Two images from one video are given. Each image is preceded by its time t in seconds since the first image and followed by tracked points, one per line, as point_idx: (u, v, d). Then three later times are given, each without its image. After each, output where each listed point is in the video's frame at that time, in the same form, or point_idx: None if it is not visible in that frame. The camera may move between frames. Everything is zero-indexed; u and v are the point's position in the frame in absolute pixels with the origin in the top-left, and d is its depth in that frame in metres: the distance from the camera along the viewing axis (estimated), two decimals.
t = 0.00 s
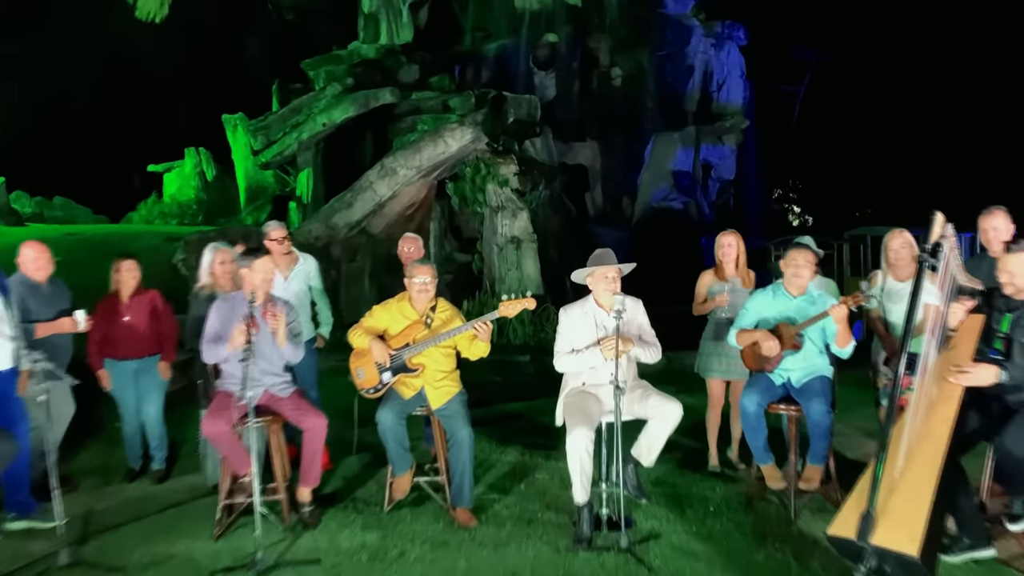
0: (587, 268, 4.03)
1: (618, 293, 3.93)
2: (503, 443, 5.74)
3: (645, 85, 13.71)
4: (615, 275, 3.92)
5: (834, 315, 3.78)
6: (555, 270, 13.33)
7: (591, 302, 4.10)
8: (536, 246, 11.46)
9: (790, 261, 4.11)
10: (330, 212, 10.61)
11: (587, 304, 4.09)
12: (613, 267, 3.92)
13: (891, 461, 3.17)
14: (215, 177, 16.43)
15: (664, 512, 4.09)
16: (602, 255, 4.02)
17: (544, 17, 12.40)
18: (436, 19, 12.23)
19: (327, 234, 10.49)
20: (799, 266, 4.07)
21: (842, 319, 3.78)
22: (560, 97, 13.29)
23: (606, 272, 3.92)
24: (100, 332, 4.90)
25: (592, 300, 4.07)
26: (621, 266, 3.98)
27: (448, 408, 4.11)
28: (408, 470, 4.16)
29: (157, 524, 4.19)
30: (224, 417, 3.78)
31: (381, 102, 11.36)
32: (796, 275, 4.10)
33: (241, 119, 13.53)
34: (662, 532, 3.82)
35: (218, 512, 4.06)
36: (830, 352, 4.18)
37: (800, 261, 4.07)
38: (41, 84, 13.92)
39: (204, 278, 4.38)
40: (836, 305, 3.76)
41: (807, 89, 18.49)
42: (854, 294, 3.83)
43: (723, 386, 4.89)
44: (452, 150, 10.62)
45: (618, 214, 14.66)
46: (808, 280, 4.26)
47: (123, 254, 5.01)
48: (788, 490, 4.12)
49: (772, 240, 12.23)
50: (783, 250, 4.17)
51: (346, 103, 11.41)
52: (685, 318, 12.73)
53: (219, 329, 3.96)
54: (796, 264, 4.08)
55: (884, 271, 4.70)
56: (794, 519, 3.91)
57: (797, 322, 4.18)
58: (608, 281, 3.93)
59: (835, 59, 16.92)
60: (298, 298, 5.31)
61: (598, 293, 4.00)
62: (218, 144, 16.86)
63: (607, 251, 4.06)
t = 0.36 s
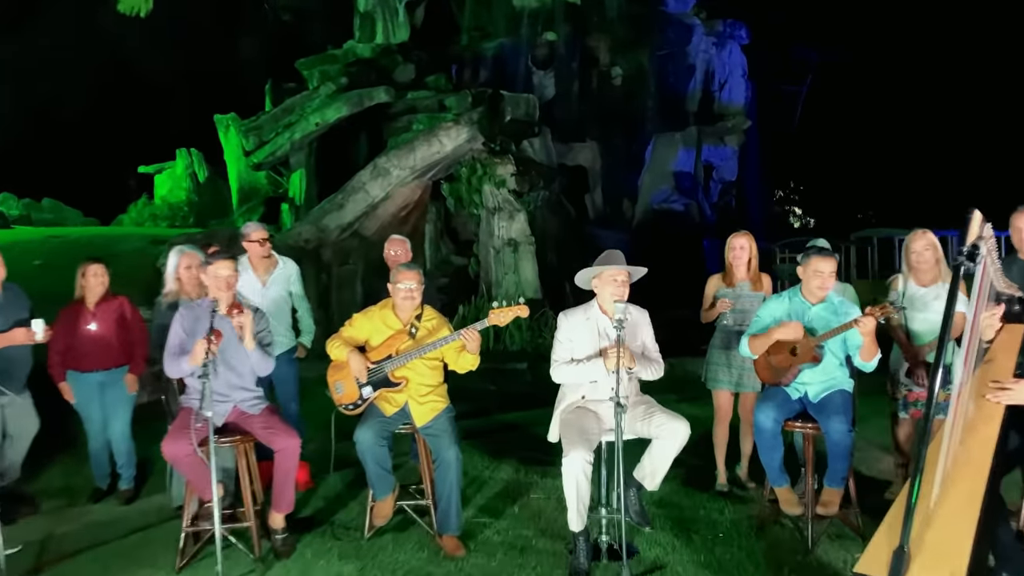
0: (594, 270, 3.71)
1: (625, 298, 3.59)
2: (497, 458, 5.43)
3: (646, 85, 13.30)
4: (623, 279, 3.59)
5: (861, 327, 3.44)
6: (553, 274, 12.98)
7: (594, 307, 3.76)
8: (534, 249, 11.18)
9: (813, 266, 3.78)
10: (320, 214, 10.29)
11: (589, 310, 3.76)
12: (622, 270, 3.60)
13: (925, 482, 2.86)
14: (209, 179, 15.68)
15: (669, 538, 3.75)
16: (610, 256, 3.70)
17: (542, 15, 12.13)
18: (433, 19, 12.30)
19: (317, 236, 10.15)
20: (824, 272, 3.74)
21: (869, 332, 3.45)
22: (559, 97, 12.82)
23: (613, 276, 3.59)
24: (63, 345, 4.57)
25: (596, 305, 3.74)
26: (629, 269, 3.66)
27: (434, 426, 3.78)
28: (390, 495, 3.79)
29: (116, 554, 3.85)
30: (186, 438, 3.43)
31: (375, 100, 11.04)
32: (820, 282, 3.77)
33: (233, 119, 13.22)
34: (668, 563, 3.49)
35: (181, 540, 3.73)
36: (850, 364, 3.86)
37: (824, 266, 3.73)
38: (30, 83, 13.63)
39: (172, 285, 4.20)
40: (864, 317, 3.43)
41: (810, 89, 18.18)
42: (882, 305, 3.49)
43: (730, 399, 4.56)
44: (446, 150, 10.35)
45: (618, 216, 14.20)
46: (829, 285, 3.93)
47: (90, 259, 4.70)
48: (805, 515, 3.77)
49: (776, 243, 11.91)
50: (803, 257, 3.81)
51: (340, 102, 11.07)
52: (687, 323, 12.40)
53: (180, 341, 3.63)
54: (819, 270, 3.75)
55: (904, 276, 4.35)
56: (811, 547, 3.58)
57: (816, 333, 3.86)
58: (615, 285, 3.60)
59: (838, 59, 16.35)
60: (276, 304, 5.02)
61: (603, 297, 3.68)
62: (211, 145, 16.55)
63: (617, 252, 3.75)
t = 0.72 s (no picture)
0: (598, 271, 3.43)
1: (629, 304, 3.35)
2: (490, 472, 5.14)
3: (644, 84, 12.75)
4: (628, 284, 3.36)
5: (878, 332, 3.15)
6: (550, 275, 12.61)
7: (593, 311, 3.46)
8: (530, 250, 10.84)
9: (817, 268, 3.49)
10: (310, 214, 9.96)
11: (589, 315, 3.45)
12: (627, 274, 3.36)
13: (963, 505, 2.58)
14: (199, 180, 15.35)
15: (672, 564, 3.45)
16: (618, 257, 3.47)
17: (540, 11, 11.81)
18: (430, 17, 11.70)
19: (307, 238, 9.77)
20: (829, 272, 3.45)
21: (888, 337, 3.15)
22: (557, 95, 12.23)
23: (618, 279, 3.35)
24: (23, 352, 4.25)
25: (596, 310, 3.44)
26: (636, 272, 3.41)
27: (415, 443, 3.46)
28: (367, 518, 3.49)
29: None
30: (137, 462, 3.12)
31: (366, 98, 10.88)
32: (830, 285, 3.47)
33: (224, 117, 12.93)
34: None
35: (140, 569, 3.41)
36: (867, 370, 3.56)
37: (828, 266, 3.44)
38: (17, 79, 13.27)
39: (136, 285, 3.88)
40: (882, 322, 3.13)
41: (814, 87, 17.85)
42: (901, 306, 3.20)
43: (738, 409, 4.26)
44: (440, 147, 10.08)
45: (618, 216, 13.63)
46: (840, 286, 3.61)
47: (53, 260, 4.36)
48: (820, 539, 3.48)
49: (779, 244, 11.60)
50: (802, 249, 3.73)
51: (332, 101, 10.86)
52: (688, 326, 12.09)
53: (136, 352, 3.34)
54: (824, 271, 3.46)
55: (919, 277, 3.94)
56: None
57: (828, 339, 3.54)
58: (620, 288, 3.35)
59: (839, 59, 16.28)
60: (251, 308, 4.74)
61: (606, 301, 3.40)
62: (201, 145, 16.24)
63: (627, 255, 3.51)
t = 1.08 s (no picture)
0: (593, 273, 3.16)
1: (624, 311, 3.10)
2: (478, 486, 4.85)
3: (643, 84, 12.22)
4: (625, 288, 3.10)
5: (882, 334, 2.88)
6: (546, 278, 12.20)
7: (584, 313, 3.20)
8: (525, 250, 10.68)
9: (804, 272, 3.17)
10: (298, 214, 9.65)
11: (580, 319, 3.18)
12: (624, 278, 3.11)
13: (993, 547, 2.29)
14: (190, 180, 14.89)
15: None
16: (615, 260, 3.21)
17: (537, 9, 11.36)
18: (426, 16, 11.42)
19: (295, 238, 9.51)
20: (815, 276, 3.13)
21: (892, 338, 2.88)
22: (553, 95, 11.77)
23: (614, 282, 3.09)
24: None
25: (588, 313, 3.17)
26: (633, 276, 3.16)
27: (390, 460, 3.20)
28: (339, 540, 3.20)
29: None
30: (84, 478, 2.87)
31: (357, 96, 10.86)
32: (822, 288, 3.15)
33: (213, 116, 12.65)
34: None
35: None
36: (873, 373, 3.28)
37: (812, 268, 3.12)
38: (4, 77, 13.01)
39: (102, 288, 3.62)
40: (885, 322, 2.87)
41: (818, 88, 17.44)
42: (906, 303, 2.93)
43: (743, 421, 3.99)
44: (433, 146, 9.83)
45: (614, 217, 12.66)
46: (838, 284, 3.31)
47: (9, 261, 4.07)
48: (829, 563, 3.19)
49: (781, 249, 11.20)
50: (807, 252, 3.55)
51: (323, 99, 10.76)
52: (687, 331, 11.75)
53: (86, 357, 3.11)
54: (811, 275, 3.14)
55: (930, 279, 3.59)
56: None
57: (831, 346, 3.20)
58: (616, 293, 3.09)
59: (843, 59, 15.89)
60: (224, 312, 4.50)
61: (602, 305, 3.13)
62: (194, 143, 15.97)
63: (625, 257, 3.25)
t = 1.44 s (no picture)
0: (579, 272, 2.92)
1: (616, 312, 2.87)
2: (465, 497, 4.60)
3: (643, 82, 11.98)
4: (613, 287, 2.87)
5: (893, 336, 2.59)
6: (542, 279, 11.94)
7: (572, 316, 2.98)
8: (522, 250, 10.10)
9: (802, 276, 2.93)
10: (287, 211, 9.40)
11: (567, 321, 2.96)
12: (612, 277, 2.87)
13: None
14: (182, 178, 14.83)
15: None
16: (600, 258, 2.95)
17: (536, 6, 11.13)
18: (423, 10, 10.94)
19: (285, 236, 9.15)
20: (814, 280, 2.89)
21: (904, 342, 2.59)
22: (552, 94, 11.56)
23: (599, 282, 2.86)
24: None
25: (577, 316, 2.95)
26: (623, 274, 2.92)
27: (364, 474, 2.94)
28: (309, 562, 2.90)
29: None
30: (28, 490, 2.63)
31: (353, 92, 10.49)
32: (823, 292, 2.89)
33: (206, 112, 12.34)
34: None
35: None
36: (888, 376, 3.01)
37: (813, 270, 2.88)
38: None
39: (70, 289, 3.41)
40: (896, 325, 2.58)
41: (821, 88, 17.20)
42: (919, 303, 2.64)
43: (749, 432, 3.75)
44: (427, 142, 9.60)
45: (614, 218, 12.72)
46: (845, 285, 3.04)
47: None
48: None
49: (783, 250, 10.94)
50: (832, 246, 3.37)
51: (317, 94, 10.42)
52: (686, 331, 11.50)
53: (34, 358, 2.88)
54: (810, 279, 2.89)
55: (949, 279, 3.32)
56: None
57: (839, 351, 2.93)
58: (603, 293, 2.86)
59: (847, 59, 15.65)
60: (196, 312, 4.24)
61: (588, 308, 2.91)
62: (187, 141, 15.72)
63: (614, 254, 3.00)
